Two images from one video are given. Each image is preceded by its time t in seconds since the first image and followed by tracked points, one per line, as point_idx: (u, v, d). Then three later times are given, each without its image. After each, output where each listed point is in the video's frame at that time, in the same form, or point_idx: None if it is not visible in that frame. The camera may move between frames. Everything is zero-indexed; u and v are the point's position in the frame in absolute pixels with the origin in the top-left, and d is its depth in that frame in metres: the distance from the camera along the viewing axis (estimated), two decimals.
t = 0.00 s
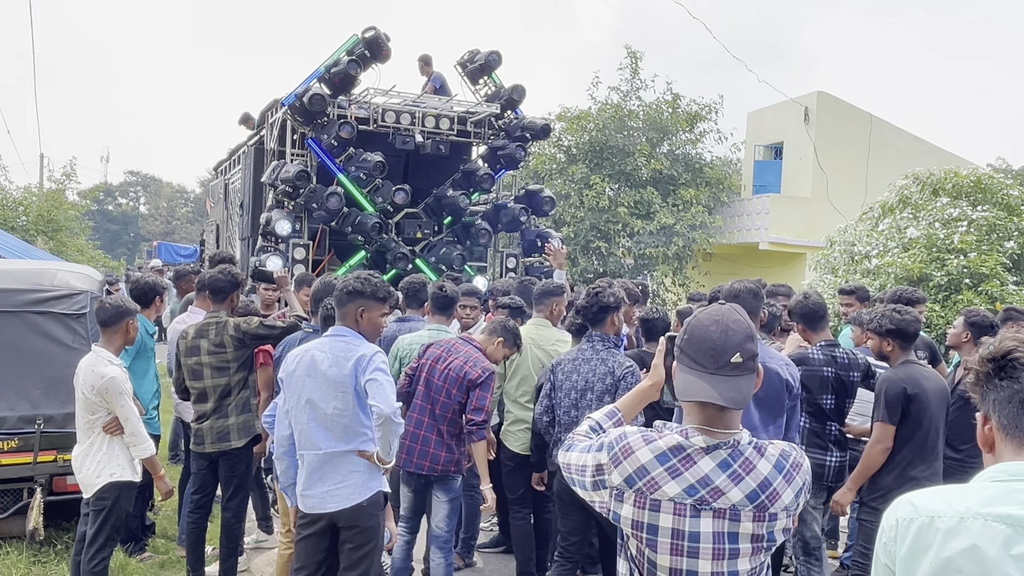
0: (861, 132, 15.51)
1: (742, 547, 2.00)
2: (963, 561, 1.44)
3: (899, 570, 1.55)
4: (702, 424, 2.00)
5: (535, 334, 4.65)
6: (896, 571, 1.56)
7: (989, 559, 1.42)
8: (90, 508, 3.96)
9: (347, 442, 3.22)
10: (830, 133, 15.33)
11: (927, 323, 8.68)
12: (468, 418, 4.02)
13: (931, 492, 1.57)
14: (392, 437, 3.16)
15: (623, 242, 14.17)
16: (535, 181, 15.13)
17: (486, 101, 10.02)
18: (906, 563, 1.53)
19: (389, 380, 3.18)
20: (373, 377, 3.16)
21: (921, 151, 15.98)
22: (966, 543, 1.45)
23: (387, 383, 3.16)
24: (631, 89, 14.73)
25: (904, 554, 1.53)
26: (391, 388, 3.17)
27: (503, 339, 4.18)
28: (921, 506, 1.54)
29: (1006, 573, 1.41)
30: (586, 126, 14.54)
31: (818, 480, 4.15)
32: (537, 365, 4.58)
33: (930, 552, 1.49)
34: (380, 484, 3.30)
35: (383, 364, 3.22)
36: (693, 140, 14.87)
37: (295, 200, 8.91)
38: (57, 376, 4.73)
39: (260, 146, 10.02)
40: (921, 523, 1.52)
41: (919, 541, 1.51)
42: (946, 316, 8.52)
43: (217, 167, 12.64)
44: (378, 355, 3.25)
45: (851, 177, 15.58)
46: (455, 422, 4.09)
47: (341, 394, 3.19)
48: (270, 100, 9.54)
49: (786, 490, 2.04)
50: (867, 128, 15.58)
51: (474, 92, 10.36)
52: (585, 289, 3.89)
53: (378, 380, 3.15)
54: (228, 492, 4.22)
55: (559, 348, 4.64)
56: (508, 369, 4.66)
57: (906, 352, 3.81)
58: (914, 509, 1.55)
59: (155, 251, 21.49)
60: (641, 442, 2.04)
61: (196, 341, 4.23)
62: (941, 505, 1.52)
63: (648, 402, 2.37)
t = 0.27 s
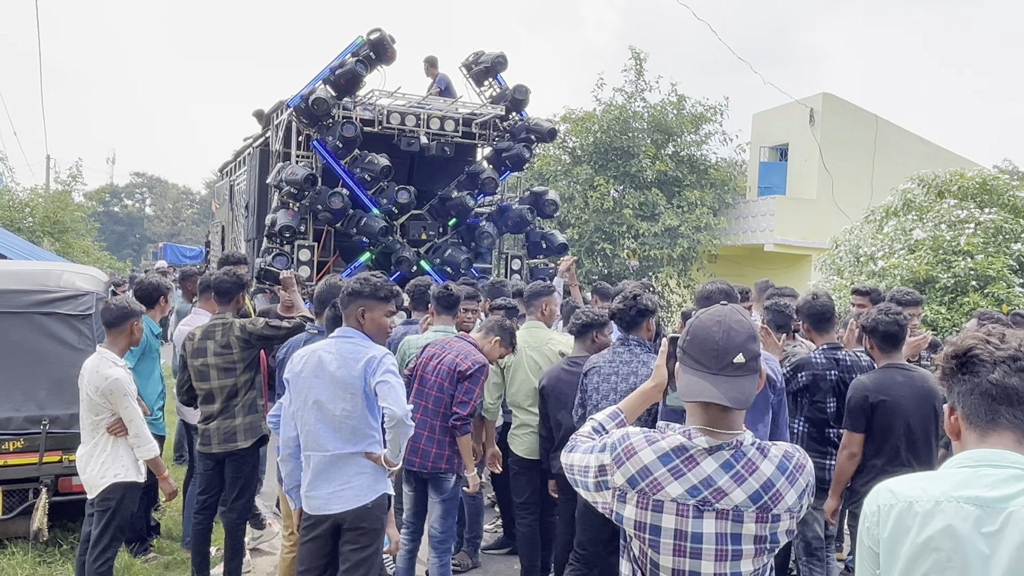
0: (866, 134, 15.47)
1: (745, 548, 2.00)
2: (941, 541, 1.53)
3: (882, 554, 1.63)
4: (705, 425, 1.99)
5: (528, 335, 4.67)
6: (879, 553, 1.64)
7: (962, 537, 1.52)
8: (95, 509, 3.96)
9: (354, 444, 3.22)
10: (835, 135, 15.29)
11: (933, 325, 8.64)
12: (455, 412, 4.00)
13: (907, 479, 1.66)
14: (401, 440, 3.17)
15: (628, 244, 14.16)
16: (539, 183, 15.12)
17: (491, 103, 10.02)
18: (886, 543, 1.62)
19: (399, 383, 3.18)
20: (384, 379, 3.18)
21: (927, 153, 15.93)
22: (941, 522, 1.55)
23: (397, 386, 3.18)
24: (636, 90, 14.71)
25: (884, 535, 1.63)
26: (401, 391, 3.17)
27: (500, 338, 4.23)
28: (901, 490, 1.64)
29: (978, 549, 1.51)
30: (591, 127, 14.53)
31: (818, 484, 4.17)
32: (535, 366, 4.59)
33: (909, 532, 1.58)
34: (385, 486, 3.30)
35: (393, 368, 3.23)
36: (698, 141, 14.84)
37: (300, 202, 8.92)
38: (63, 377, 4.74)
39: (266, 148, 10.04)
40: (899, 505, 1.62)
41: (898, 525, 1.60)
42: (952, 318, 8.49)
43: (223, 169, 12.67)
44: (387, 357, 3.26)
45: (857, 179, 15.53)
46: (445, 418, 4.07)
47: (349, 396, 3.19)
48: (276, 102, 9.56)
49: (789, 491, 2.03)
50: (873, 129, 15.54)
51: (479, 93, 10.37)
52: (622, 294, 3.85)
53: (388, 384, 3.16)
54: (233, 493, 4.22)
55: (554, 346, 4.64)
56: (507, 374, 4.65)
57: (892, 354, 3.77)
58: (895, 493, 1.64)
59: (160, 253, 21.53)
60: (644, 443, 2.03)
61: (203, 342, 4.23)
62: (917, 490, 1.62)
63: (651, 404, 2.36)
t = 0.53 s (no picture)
0: (872, 135, 15.42)
1: (749, 553, 1.97)
2: (932, 534, 1.70)
3: (877, 544, 1.79)
4: (708, 427, 1.98)
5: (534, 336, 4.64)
6: (874, 543, 1.80)
7: (951, 532, 1.68)
8: (100, 510, 3.97)
9: (352, 445, 3.21)
10: (842, 137, 15.25)
11: (940, 327, 8.61)
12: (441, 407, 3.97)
13: (898, 475, 1.81)
14: (389, 443, 3.11)
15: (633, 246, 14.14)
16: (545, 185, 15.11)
17: (496, 105, 10.02)
18: (881, 535, 1.78)
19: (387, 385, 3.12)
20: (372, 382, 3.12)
21: (934, 155, 15.87)
22: (931, 517, 1.71)
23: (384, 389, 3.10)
24: (641, 92, 14.70)
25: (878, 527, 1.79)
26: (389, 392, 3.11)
27: (496, 346, 4.28)
28: (894, 486, 1.79)
29: (965, 543, 1.67)
30: (597, 129, 14.52)
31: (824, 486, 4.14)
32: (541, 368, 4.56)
33: (902, 525, 1.74)
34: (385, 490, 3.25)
35: (383, 369, 3.17)
36: (703, 143, 14.80)
37: (306, 204, 8.93)
38: (69, 378, 4.75)
39: (271, 150, 10.06)
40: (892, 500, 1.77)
41: (892, 518, 1.76)
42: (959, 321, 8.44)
43: (229, 170, 12.70)
44: (380, 359, 3.21)
45: (863, 181, 15.49)
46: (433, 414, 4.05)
47: (344, 398, 3.19)
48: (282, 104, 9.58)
49: (794, 495, 2.00)
50: (879, 131, 15.49)
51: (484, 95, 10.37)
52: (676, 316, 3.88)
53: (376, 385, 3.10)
54: (239, 493, 4.22)
55: (558, 347, 4.59)
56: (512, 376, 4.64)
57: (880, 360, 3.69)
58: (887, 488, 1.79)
59: (167, 255, 21.59)
60: (646, 446, 2.02)
61: (210, 344, 4.24)
62: (908, 486, 1.77)
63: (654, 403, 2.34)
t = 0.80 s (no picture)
0: (878, 137, 15.38)
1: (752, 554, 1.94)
2: (931, 498, 1.99)
3: (881, 508, 2.08)
4: (713, 427, 1.99)
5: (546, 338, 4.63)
6: (878, 507, 2.08)
7: (948, 495, 1.98)
8: (104, 511, 3.97)
9: (348, 445, 3.20)
10: (847, 138, 15.20)
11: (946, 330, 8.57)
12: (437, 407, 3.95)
13: (897, 447, 2.11)
14: (366, 446, 3.07)
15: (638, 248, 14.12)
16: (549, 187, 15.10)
17: (500, 106, 10.02)
18: (883, 499, 2.07)
19: (365, 388, 3.08)
20: (351, 384, 3.09)
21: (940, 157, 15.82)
22: (929, 483, 2.01)
23: (362, 392, 3.07)
24: (646, 94, 14.69)
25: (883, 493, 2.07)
26: (365, 396, 3.07)
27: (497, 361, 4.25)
28: (895, 457, 2.07)
29: (959, 504, 1.97)
30: (602, 131, 14.51)
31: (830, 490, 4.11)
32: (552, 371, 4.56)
33: (904, 490, 2.03)
34: (380, 493, 3.21)
35: (366, 373, 3.14)
36: (708, 145, 14.77)
37: (310, 205, 8.93)
38: (73, 379, 4.76)
39: (276, 151, 10.07)
40: (894, 470, 2.06)
41: (895, 485, 2.05)
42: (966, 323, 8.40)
43: (234, 172, 12.73)
44: (368, 361, 3.19)
45: (869, 183, 15.44)
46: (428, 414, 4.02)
47: (336, 400, 3.18)
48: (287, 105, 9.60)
49: (799, 497, 1.98)
50: (885, 132, 15.44)
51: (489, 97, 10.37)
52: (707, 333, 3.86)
53: (353, 388, 3.07)
54: (243, 494, 4.22)
55: (572, 352, 4.62)
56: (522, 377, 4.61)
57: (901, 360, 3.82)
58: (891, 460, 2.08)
59: (173, 256, 21.65)
60: (649, 444, 2.02)
61: (215, 345, 4.24)
62: (909, 456, 2.06)
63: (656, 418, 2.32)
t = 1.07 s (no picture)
0: (883, 140, 15.35)
1: (750, 556, 1.93)
2: (915, 497, 2.09)
3: (867, 505, 2.16)
4: (714, 428, 1.97)
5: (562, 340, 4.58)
6: (864, 504, 2.17)
7: (930, 493, 2.08)
8: (105, 513, 3.97)
9: (348, 449, 3.20)
10: (852, 141, 15.16)
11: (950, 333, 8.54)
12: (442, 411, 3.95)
13: (882, 447, 2.20)
14: (369, 451, 3.06)
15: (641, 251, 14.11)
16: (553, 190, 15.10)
17: (503, 109, 10.03)
18: (871, 498, 2.15)
19: (368, 393, 3.08)
20: (354, 389, 3.09)
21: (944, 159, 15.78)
22: (913, 483, 2.10)
23: (365, 396, 3.06)
24: (650, 97, 14.68)
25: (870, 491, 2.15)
26: (369, 401, 3.06)
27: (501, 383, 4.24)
28: (881, 457, 2.16)
29: (941, 501, 2.07)
30: (605, 134, 14.51)
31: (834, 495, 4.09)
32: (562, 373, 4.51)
33: (890, 490, 2.12)
34: (380, 497, 3.19)
35: (369, 378, 3.13)
36: (712, 148, 14.75)
37: (313, 208, 8.94)
38: (76, 381, 4.76)
39: (280, 154, 10.08)
40: (881, 469, 2.14)
41: (881, 484, 2.13)
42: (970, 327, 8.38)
43: (238, 175, 12.75)
44: (370, 364, 3.18)
45: (873, 186, 15.40)
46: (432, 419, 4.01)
47: (338, 403, 3.18)
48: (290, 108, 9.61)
49: (799, 502, 1.96)
50: (889, 135, 15.41)
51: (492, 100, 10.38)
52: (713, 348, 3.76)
53: (357, 392, 3.07)
54: (245, 497, 4.21)
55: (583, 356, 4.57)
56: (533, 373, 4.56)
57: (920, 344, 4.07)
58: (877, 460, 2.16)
59: (177, 259, 21.70)
60: (647, 446, 2.02)
61: (218, 348, 4.24)
62: (895, 456, 2.15)
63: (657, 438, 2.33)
